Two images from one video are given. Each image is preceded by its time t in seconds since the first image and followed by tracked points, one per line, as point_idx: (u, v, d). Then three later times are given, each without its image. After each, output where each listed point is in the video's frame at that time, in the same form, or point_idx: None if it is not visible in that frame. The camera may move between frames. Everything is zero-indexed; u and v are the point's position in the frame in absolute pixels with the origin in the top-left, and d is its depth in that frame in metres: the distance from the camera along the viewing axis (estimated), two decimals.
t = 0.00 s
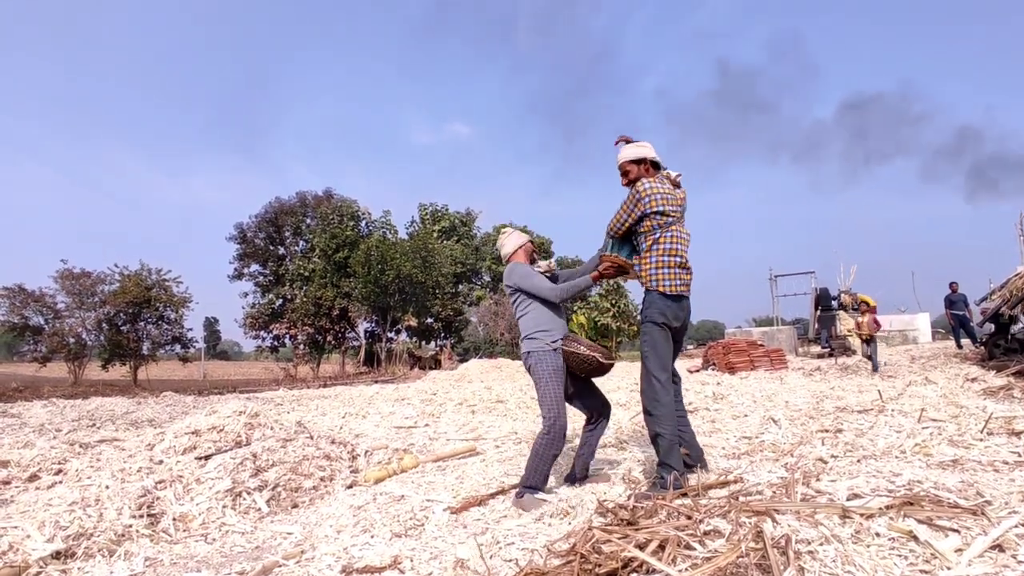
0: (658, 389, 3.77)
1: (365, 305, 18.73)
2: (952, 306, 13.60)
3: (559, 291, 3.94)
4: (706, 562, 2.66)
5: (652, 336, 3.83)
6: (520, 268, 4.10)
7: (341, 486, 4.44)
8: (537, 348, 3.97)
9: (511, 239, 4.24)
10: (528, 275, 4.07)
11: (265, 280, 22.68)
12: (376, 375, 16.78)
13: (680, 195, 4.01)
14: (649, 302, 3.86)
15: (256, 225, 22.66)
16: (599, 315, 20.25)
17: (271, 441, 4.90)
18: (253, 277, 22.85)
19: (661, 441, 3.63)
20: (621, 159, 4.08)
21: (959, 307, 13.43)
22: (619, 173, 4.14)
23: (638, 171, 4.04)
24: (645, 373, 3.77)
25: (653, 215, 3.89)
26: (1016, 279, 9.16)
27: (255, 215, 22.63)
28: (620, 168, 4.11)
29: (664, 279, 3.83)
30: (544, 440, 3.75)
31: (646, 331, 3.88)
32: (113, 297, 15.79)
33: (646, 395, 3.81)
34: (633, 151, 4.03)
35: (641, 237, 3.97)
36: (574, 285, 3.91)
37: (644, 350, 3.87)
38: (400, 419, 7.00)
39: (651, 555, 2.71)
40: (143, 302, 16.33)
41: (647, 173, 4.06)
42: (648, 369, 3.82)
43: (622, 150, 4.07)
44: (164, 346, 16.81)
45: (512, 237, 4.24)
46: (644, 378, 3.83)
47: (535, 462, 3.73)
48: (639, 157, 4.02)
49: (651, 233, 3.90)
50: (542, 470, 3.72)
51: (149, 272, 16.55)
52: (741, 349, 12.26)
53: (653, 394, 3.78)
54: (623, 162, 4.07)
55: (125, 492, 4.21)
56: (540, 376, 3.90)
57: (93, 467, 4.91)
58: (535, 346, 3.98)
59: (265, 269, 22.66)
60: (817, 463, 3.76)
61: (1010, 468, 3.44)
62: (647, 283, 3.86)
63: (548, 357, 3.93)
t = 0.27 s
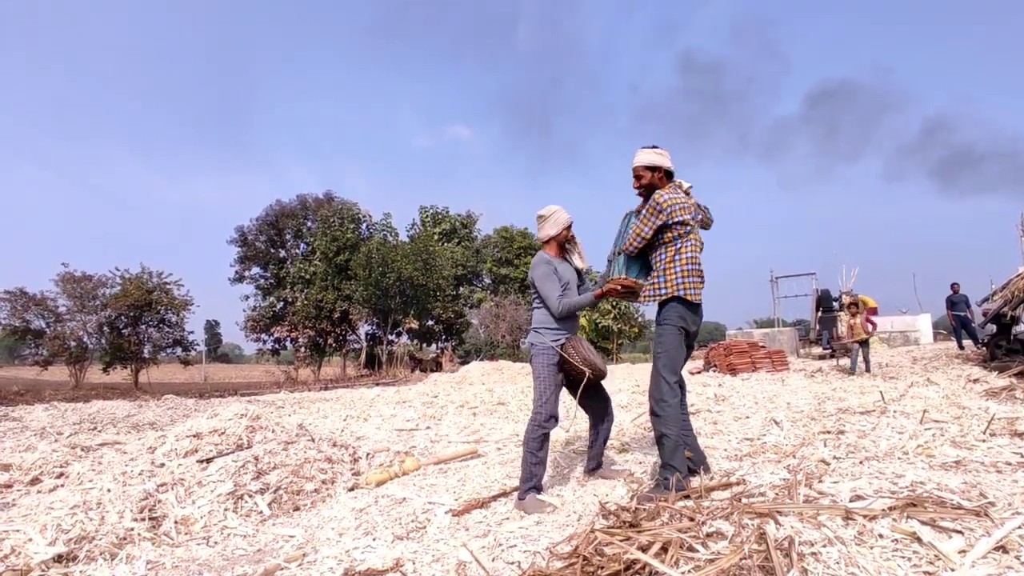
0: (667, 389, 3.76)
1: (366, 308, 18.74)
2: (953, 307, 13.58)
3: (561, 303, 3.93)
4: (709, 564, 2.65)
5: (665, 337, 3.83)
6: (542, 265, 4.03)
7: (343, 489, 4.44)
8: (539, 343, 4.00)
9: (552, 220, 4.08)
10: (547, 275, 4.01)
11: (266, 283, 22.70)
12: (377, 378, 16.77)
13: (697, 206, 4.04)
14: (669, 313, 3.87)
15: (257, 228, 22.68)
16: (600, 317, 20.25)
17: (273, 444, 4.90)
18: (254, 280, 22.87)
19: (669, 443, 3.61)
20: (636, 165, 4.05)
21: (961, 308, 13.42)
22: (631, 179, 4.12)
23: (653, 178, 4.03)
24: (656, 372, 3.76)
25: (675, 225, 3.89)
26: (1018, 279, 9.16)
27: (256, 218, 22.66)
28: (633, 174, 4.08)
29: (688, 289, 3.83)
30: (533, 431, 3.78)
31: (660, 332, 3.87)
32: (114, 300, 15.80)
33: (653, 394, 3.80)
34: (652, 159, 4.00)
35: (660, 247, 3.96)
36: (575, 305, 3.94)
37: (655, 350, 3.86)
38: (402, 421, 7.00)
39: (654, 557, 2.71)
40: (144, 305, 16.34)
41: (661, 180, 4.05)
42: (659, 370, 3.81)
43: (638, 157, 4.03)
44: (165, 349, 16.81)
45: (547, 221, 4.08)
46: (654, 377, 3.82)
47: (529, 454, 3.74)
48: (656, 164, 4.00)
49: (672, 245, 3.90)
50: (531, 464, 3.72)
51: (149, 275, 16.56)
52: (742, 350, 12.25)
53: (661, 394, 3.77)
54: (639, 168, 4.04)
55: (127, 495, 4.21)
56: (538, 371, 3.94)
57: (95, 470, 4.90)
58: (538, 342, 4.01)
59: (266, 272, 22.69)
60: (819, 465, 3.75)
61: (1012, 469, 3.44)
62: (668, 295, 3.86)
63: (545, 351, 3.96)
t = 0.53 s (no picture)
0: (688, 386, 3.76)
1: (366, 309, 18.74)
2: (953, 308, 13.57)
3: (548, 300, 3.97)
4: (710, 566, 2.65)
5: (692, 334, 3.79)
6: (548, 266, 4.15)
7: (343, 491, 4.43)
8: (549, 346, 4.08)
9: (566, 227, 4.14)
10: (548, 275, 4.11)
11: (266, 285, 22.70)
12: (377, 379, 16.76)
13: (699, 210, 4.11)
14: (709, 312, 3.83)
15: (257, 230, 22.68)
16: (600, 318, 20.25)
17: (273, 446, 4.90)
18: (254, 281, 22.87)
19: (689, 439, 3.60)
20: (640, 172, 4.04)
21: (961, 309, 13.41)
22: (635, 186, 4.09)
23: (658, 185, 4.02)
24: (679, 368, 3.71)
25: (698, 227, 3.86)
26: (1018, 280, 9.15)
27: (256, 220, 22.66)
28: (637, 180, 4.06)
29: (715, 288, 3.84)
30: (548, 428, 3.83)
31: (687, 328, 3.82)
32: (114, 302, 15.80)
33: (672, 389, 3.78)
34: (660, 167, 3.99)
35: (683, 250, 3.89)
36: (559, 304, 3.94)
37: (680, 345, 3.81)
38: (402, 423, 6.99)
39: (654, 559, 2.70)
40: (145, 307, 16.35)
41: (665, 187, 4.04)
42: (683, 365, 3.78)
43: (644, 165, 4.01)
44: (165, 351, 16.80)
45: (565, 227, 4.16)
46: (677, 372, 3.78)
47: (544, 453, 3.85)
48: (663, 171, 3.98)
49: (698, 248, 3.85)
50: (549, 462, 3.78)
51: (150, 276, 16.56)
52: (743, 351, 12.24)
53: (683, 391, 3.76)
54: (645, 176, 4.02)
55: (127, 498, 4.21)
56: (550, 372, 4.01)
57: (95, 472, 4.90)
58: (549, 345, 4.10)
59: (266, 273, 22.70)
60: (820, 466, 3.75)
61: (1013, 470, 3.44)
62: (710, 295, 3.80)
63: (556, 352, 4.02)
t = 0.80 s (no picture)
0: (698, 388, 3.70)
1: (363, 318, 18.71)
2: (949, 313, 13.61)
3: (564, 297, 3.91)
4: (708, 575, 2.64)
5: (698, 337, 3.78)
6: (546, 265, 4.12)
7: (340, 501, 4.40)
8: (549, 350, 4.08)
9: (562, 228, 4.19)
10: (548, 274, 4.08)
11: (262, 294, 22.67)
12: (374, 388, 16.70)
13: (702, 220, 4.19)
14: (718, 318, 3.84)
15: (254, 239, 22.67)
16: (598, 325, 20.25)
17: (269, 455, 4.86)
18: (251, 290, 22.83)
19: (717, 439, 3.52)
20: (648, 176, 4.04)
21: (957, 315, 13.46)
22: (641, 190, 4.10)
23: (664, 189, 4.05)
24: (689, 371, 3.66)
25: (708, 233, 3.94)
26: (1013, 285, 9.19)
27: (253, 229, 22.66)
28: (644, 184, 4.06)
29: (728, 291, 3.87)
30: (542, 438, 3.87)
31: (692, 330, 3.81)
32: (110, 312, 15.76)
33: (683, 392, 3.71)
34: (670, 171, 4.03)
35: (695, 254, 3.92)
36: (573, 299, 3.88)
37: (687, 348, 3.78)
38: (399, 432, 6.96)
39: (652, 568, 2.69)
40: (141, 316, 16.29)
41: (671, 192, 4.08)
42: (692, 369, 3.73)
43: (653, 169, 4.01)
44: (161, 360, 16.72)
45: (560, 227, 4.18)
46: (685, 374, 3.73)
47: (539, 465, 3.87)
48: (673, 176, 4.02)
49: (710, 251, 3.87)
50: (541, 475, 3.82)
51: (146, 286, 16.52)
52: (740, 358, 12.25)
53: (695, 393, 3.69)
54: (654, 179, 4.03)
55: (121, 509, 4.17)
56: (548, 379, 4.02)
57: (89, 483, 4.86)
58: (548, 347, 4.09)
59: (263, 282, 22.68)
60: (818, 473, 3.74)
61: (1011, 475, 3.43)
62: (722, 301, 3.82)
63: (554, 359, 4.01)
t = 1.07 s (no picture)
0: (702, 406, 3.68)
1: (355, 325, 18.66)
2: (940, 321, 13.69)
3: (571, 313, 3.85)
4: None
5: (702, 354, 3.76)
6: (551, 272, 4.04)
7: (329, 510, 4.36)
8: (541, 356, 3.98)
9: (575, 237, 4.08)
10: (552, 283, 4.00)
11: (253, 302, 22.56)
12: (366, 396, 16.63)
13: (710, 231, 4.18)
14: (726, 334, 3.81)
15: (245, 246, 22.60)
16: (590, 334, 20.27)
17: (258, 465, 4.82)
18: (242, 298, 22.71)
19: (719, 460, 3.51)
20: (656, 185, 4.03)
21: (946, 323, 13.58)
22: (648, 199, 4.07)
23: (672, 199, 4.03)
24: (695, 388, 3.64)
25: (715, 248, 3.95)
26: (1000, 293, 9.29)
27: (244, 237, 22.59)
28: (651, 193, 4.04)
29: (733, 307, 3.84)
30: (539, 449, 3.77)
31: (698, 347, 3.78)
32: (98, 320, 15.62)
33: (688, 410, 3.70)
34: (679, 181, 4.01)
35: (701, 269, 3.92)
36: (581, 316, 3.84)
37: (692, 365, 3.76)
38: (390, 440, 6.92)
39: None
40: (130, 325, 16.14)
41: (679, 203, 4.07)
42: (696, 387, 3.72)
43: (661, 178, 3.99)
44: (150, 369, 16.56)
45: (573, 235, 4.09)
46: (691, 393, 3.71)
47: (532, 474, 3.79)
48: (681, 185, 4.01)
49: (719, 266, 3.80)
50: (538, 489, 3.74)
51: (135, 294, 16.40)
52: (732, 366, 12.29)
53: (699, 412, 3.68)
54: (661, 189, 4.01)
55: (106, 520, 4.12)
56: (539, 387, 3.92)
57: (75, 493, 4.79)
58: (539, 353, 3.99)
59: (254, 290, 22.58)
60: (809, 480, 3.74)
61: (1000, 482, 3.45)
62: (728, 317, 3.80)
63: (548, 367, 3.92)
